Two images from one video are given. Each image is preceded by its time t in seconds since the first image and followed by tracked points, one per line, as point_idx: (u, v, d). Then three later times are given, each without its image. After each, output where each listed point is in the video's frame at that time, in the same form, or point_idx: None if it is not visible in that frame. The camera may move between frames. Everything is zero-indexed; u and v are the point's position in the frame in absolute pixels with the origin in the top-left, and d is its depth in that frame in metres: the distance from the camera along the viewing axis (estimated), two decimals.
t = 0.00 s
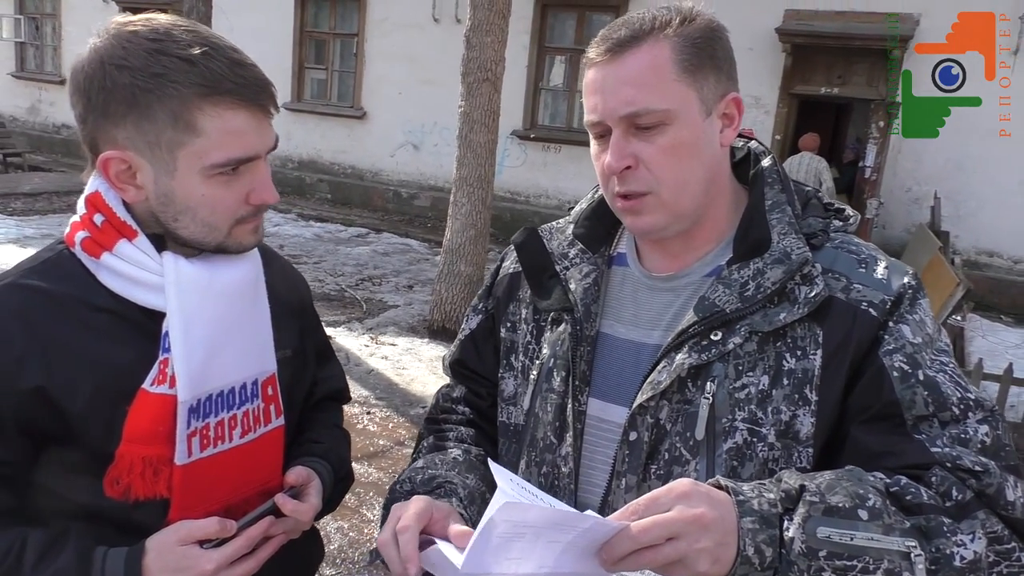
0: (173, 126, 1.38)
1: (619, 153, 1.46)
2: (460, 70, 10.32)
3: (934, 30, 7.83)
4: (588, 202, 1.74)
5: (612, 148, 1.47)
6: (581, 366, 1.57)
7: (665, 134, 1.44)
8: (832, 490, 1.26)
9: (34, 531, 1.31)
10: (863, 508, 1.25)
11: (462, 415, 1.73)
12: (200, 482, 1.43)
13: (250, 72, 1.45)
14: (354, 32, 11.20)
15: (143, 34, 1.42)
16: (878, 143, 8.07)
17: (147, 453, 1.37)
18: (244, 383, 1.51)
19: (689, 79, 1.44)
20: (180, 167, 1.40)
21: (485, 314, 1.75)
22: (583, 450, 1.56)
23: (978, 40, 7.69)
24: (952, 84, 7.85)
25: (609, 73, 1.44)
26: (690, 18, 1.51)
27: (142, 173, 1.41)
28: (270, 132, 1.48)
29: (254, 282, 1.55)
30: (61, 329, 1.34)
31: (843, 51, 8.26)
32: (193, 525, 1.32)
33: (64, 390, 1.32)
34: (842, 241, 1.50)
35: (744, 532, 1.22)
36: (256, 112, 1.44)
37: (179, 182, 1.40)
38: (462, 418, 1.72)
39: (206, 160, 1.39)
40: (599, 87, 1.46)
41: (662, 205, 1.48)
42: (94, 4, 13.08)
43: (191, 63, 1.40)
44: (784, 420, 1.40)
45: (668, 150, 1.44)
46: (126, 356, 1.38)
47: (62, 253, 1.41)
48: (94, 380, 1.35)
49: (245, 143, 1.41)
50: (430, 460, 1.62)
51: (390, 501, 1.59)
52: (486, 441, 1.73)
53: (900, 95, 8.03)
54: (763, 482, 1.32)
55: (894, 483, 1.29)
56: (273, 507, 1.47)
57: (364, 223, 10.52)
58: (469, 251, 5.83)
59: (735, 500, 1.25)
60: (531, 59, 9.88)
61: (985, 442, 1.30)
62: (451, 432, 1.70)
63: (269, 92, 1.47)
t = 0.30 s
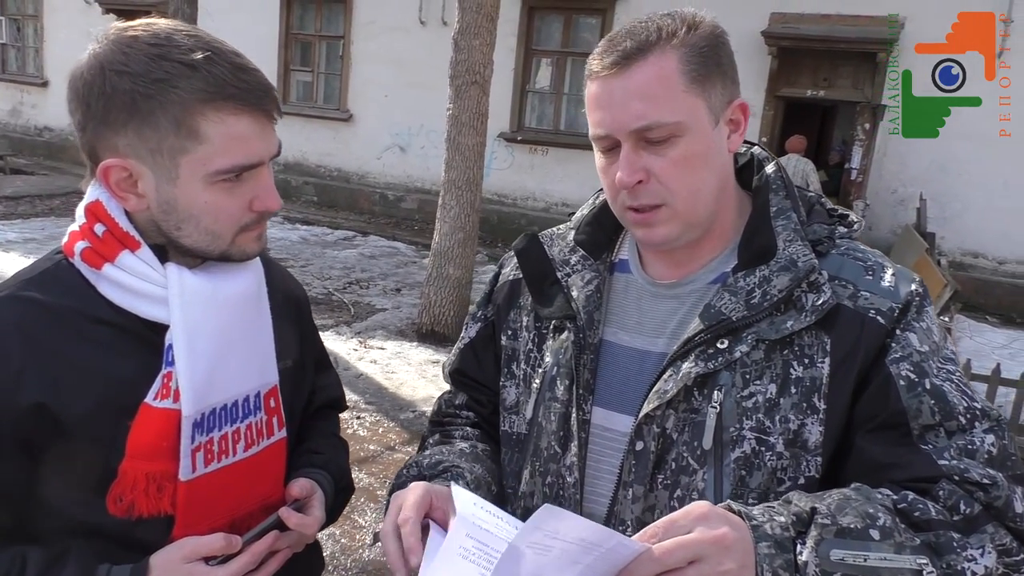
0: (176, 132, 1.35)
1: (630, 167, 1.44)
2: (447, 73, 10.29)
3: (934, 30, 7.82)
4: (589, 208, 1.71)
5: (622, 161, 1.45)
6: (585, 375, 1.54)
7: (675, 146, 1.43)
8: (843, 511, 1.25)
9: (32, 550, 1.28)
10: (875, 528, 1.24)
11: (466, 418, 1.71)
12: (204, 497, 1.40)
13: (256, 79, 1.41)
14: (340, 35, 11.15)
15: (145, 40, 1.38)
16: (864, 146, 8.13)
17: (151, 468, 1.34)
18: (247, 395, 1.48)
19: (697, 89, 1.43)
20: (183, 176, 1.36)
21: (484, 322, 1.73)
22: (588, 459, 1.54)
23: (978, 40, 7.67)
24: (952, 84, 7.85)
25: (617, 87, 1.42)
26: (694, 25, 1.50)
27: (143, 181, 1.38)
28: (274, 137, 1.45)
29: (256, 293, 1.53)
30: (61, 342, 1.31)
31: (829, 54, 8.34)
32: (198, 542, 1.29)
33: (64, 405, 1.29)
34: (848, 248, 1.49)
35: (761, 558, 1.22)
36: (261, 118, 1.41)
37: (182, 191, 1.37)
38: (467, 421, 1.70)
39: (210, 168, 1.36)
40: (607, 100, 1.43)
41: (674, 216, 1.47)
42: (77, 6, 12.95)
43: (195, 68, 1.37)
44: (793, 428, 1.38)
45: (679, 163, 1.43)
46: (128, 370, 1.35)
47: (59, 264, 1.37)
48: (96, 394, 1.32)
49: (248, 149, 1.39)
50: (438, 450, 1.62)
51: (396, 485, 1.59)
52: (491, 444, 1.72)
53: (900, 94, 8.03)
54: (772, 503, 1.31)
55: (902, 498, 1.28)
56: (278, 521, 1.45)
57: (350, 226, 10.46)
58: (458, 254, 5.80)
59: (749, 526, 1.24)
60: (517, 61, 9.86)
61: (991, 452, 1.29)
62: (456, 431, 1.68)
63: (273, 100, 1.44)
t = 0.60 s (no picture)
0: (161, 147, 1.32)
1: (622, 172, 1.44)
2: (426, 78, 10.27)
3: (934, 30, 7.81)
4: (579, 213, 1.70)
5: (614, 167, 1.44)
6: (580, 381, 1.54)
7: (668, 150, 1.43)
8: (830, 522, 1.26)
9: None
10: (864, 537, 1.24)
11: (459, 418, 1.68)
12: (201, 519, 1.38)
13: (245, 96, 1.39)
14: (316, 41, 11.08)
15: (131, 53, 1.35)
16: (840, 143, 8.20)
17: (144, 491, 1.32)
18: (240, 414, 1.46)
19: (689, 92, 1.42)
20: (168, 193, 1.34)
21: (476, 329, 1.71)
22: (586, 466, 1.53)
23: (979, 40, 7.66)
24: (952, 84, 7.85)
25: (608, 91, 1.41)
26: (684, 28, 1.49)
27: (127, 197, 1.35)
28: (264, 153, 1.43)
29: (247, 308, 1.51)
30: (49, 366, 1.28)
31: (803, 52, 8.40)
32: (196, 566, 1.30)
33: (54, 429, 1.27)
34: (839, 247, 1.49)
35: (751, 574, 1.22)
36: (249, 134, 1.39)
37: (168, 208, 1.34)
38: (460, 420, 1.67)
39: (197, 185, 1.34)
40: (597, 105, 1.43)
41: (666, 221, 1.47)
42: (49, 17, 12.79)
43: (181, 83, 1.34)
44: (790, 430, 1.38)
45: (671, 167, 1.43)
46: (121, 392, 1.33)
47: (45, 283, 1.34)
48: (88, 418, 1.30)
49: (237, 166, 1.36)
50: (435, 439, 1.63)
51: (397, 474, 1.58)
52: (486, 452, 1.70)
53: (900, 95, 8.05)
54: (761, 518, 1.31)
55: (889, 505, 1.27)
56: (275, 541, 1.45)
57: (332, 234, 10.41)
58: (441, 259, 5.77)
59: (738, 541, 1.24)
60: (496, 65, 9.85)
61: (980, 451, 1.29)
62: (449, 426, 1.66)
63: (262, 117, 1.42)
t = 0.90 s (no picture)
0: (139, 152, 1.28)
1: (616, 170, 1.41)
2: (412, 80, 10.24)
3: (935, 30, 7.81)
4: (574, 214, 1.67)
5: (607, 164, 1.42)
6: (580, 386, 1.51)
7: (662, 146, 1.40)
8: (806, 549, 1.23)
9: None
10: (837, 564, 1.22)
11: (459, 430, 1.64)
12: (194, 535, 1.35)
13: (235, 107, 1.35)
14: (301, 45, 11.02)
15: (123, 55, 1.32)
16: (828, 139, 8.21)
17: (133, 508, 1.28)
18: (234, 426, 1.43)
19: (683, 88, 1.40)
20: (143, 202, 1.29)
21: (475, 334, 1.68)
22: (587, 471, 1.51)
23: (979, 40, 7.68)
24: (953, 84, 7.86)
25: (601, 86, 1.39)
26: (678, 23, 1.47)
27: (104, 200, 1.31)
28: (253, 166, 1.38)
29: (239, 318, 1.47)
30: (35, 378, 1.25)
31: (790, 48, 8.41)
32: None
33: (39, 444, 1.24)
34: (837, 244, 1.47)
35: None
36: (236, 151, 1.34)
37: (142, 218, 1.30)
38: (460, 431, 1.64)
39: (170, 196, 1.29)
40: (590, 101, 1.40)
41: (661, 219, 1.44)
42: (30, 24, 12.66)
43: (167, 90, 1.30)
44: (791, 430, 1.36)
45: (666, 164, 1.41)
46: (108, 406, 1.29)
47: (31, 294, 1.32)
48: (75, 433, 1.26)
49: (215, 180, 1.30)
50: (443, 460, 1.55)
51: (414, 504, 1.52)
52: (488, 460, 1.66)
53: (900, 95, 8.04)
54: (739, 538, 1.28)
55: (864, 526, 1.25)
56: (270, 555, 1.42)
57: (320, 238, 10.35)
58: (432, 262, 5.73)
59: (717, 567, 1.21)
60: (482, 66, 9.82)
61: (962, 464, 1.27)
62: (451, 441, 1.61)
63: (252, 129, 1.37)
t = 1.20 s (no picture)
0: (131, 160, 1.25)
1: (606, 174, 1.40)
2: (405, 82, 10.22)
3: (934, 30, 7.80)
4: (568, 216, 1.65)
5: (597, 168, 1.40)
6: (579, 391, 1.49)
7: (652, 150, 1.38)
8: (780, 559, 1.22)
9: None
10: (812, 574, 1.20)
11: (458, 440, 1.62)
12: (192, 549, 1.33)
13: (230, 115, 1.33)
14: (293, 49, 10.99)
15: (117, 60, 1.30)
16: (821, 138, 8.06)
17: (131, 521, 1.26)
18: (231, 436, 1.41)
19: (673, 90, 1.38)
20: (134, 210, 1.27)
21: (472, 340, 1.66)
22: (587, 476, 1.49)
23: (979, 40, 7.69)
24: (953, 84, 7.86)
25: (589, 90, 1.37)
26: (668, 24, 1.45)
27: (96, 207, 1.28)
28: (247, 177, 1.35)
29: (234, 326, 1.45)
30: (29, 389, 1.23)
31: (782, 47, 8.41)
32: None
33: (34, 457, 1.22)
34: (835, 243, 1.45)
35: None
36: (229, 160, 1.31)
37: (134, 227, 1.27)
38: (460, 442, 1.61)
39: (161, 206, 1.27)
40: (579, 105, 1.38)
41: (653, 222, 1.43)
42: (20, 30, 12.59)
43: (161, 97, 1.28)
44: (791, 432, 1.34)
45: (656, 167, 1.39)
46: (102, 418, 1.27)
47: (23, 303, 1.29)
48: (69, 446, 1.24)
49: (208, 190, 1.28)
50: (446, 478, 1.51)
51: (418, 526, 1.49)
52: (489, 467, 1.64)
53: (900, 95, 8.02)
54: (715, 543, 1.27)
55: (840, 534, 1.24)
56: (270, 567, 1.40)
57: (315, 242, 10.32)
58: (427, 264, 5.70)
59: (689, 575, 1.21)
60: (475, 68, 9.80)
61: (947, 473, 1.25)
62: (452, 454, 1.59)
63: (247, 137, 1.35)
